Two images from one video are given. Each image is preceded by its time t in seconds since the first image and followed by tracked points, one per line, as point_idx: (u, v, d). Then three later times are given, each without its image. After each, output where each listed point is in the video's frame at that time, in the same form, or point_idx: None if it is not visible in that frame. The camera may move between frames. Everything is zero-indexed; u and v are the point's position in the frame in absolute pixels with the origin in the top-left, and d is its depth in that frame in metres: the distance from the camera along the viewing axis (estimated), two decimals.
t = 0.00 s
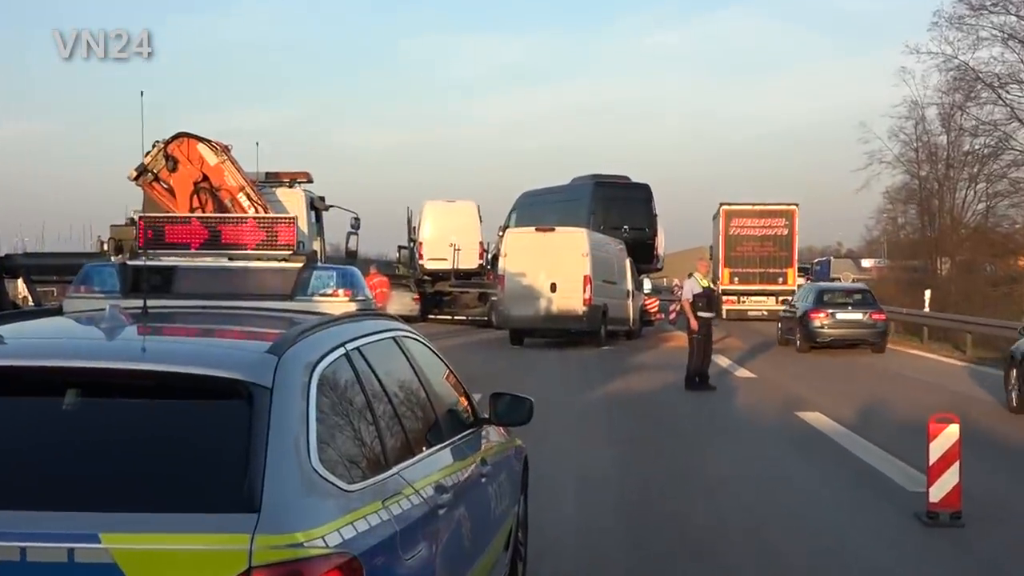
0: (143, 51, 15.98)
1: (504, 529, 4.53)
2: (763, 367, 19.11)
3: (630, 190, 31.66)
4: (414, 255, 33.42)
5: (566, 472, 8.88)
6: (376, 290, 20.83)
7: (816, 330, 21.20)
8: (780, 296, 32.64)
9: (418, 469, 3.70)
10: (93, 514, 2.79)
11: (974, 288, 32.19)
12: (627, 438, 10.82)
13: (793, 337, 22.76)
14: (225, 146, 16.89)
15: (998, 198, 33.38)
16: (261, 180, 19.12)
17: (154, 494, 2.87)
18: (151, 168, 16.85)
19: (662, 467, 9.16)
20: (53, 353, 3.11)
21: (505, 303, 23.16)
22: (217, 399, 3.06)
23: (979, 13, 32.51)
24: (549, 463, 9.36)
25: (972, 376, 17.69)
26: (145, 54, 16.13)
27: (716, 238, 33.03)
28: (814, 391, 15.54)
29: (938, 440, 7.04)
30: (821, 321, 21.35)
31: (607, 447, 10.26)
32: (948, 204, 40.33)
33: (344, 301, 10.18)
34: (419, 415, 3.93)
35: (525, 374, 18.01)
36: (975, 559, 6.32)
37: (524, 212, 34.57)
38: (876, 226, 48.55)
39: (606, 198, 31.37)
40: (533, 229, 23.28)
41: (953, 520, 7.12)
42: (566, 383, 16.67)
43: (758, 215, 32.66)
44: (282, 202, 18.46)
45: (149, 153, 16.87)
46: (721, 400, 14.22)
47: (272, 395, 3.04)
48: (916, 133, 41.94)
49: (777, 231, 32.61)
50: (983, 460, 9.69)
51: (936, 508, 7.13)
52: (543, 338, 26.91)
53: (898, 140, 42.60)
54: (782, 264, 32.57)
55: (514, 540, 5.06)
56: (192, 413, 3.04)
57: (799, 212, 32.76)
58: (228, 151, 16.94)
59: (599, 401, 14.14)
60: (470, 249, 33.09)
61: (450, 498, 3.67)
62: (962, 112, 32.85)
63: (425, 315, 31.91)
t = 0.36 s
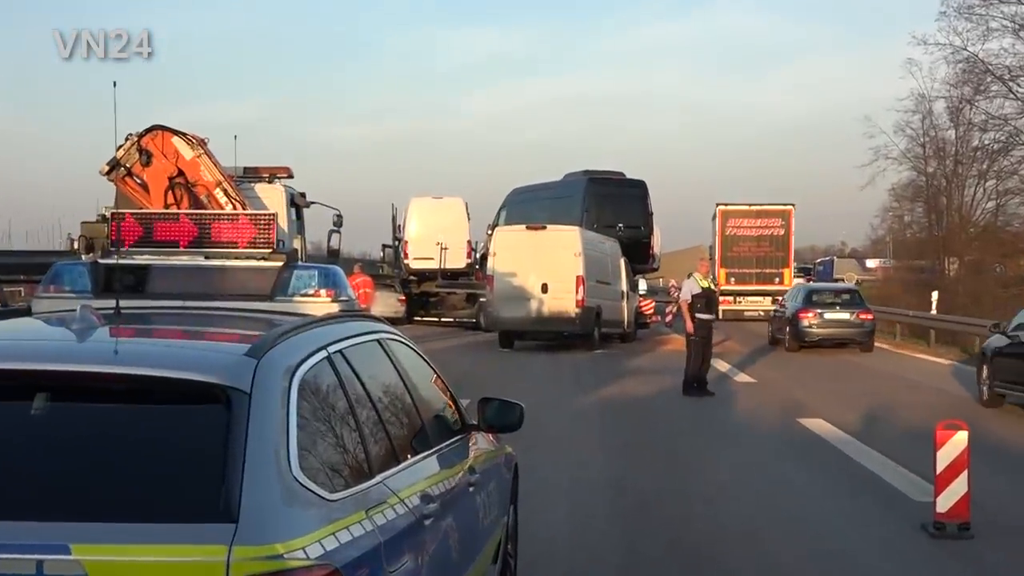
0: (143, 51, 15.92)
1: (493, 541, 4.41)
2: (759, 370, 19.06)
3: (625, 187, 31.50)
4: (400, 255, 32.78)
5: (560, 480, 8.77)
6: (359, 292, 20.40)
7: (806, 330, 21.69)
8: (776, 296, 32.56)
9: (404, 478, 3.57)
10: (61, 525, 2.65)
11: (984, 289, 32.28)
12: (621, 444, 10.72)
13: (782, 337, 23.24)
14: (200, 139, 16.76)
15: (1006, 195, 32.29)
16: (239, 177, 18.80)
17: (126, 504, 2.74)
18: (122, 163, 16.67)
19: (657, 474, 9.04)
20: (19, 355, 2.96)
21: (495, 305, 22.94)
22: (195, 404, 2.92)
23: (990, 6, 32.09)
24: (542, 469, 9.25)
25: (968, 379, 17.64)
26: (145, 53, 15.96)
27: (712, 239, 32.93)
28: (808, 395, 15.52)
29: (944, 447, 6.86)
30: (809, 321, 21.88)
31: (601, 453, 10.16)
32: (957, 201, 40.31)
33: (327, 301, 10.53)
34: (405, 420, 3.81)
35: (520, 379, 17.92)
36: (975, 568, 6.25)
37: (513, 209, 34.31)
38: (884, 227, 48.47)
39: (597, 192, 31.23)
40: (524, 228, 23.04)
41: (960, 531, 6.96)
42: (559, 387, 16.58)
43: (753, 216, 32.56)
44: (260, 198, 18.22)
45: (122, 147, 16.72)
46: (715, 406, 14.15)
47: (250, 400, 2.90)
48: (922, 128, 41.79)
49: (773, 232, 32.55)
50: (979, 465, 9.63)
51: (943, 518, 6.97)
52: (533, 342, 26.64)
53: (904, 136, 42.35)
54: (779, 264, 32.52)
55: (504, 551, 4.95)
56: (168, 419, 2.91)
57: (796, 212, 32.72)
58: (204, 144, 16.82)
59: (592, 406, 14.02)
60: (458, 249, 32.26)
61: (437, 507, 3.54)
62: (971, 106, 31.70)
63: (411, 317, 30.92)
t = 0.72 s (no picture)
0: (143, 51, 15.82)
1: (483, 552, 4.28)
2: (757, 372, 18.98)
3: (619, 183, 31.28)
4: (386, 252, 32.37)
5: (555, 487, 8.66)
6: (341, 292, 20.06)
7: (797, 328, 22.24)
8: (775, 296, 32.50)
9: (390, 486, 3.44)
10: (29, 536, 2.52)
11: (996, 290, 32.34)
12: (617, 450, 10.62)
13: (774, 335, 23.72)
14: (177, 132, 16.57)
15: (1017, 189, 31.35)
16: (217, 171, 18.39)
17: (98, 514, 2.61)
18: (95, 156, 16.42)
19: (653, 481, 8.93)
20: None
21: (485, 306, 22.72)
22: (170, 409, 2.79)
23: None
24: (536, 477, 9.15)
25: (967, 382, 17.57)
26: (147, 54, 15.77)
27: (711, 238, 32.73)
28: (806, 399, 15.48)
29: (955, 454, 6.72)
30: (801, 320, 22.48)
31: (597, 459, 10.05)
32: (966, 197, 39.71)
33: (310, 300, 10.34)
34: (391, 427, 3.68)
35: (516, 382, 17.82)
36: None
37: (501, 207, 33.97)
38: (891, 223, 48.39)
39: (591, 187, 31.02)
40: (517, 227, 22.84)
41: (972, 542, 6.83)
42: (555, 391, 16.47)
43: (751, 215, 32.37)
44: (238, 193, 17.72)
45: (94, 141, 16.48)
46: (711, 411, 14.06)
47: (229, 404, 2.77)
48: (932, 122, 41.20)
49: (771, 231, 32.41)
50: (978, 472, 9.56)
51: (953, 529, 6.84)
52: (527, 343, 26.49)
53: (912, 130, 41.88)
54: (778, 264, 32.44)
55: (495, 561, 4.82)
56: (142, 425, 2.78)
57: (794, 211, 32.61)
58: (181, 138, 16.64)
59: (587, 411, 13.92)
60: (446, 247, 32.02)
61: (425, 517, 3.41)
62: (981, 99, 30.49)
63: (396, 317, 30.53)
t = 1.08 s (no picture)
0: (143, 51, 15.56)
1: (471, 562, 4.17)
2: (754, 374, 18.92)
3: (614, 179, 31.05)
4: (371, 251, 32.12)
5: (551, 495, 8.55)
6: (323, 293, 19.92)
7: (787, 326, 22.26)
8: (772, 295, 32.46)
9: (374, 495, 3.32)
10: None
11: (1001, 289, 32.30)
12: (613, 455, 10.51)
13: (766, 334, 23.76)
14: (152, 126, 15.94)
15: None
16: (190, 166, 17.68)
17: (66, 528, 2.48)
18: (64, 151, 15.71)
19: (650, 488, 8.81)
20: None
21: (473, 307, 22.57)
22: (143, 415, 2.67)
23: None
24: (530, 484, 9.01)
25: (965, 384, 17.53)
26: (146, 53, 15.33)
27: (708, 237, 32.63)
28: (804, 402, 15.41)
29: (965, 462, 6.61)
30: (791, 318, 22.57)
31: (592, 465, 9.94)
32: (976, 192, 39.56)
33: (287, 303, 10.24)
34: (375, 434, 3.56)
35: (511, 386, 17.72)
36: None
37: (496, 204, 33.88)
38: (897, 220, 48.26)
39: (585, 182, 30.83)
40: (505, 223, 22.70)
41: (982, 553, 6.72)
42: (549, 394, 16.37)
43: (749, 214, 32.24)
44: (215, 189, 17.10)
45: (64, 134, 15.81)
46: (707, 415, 13.99)
47: (205, 410, 2.65)
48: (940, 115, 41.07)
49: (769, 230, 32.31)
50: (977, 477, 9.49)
51: (963, 539, 6.73)
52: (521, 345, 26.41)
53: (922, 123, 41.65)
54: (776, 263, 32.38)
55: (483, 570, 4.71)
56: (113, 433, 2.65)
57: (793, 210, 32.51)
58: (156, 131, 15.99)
59: (579, 416, 13.79)
60: (432, 246, 31.71)
61: (410, 528, 3.30)
62: (993, 89, 30.26)
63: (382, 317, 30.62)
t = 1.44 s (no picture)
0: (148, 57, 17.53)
1: (460, 568, 4.06)
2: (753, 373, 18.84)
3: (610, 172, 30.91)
4: (355, 247, 31.90)
5: (546, 498, 8.46)
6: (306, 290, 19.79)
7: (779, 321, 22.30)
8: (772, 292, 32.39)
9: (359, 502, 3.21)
10: None
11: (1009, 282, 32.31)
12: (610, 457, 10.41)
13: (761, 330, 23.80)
14: (126, 116, 15.45)
15: None
16: (166, 157, 17.28)
17: (32, 542, 2.36)
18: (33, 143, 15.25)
19: (648, 492, 8.72)
20: None
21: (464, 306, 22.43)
22: (117, 418, 2.54)
23: None
24: (524, 489, 8.91)
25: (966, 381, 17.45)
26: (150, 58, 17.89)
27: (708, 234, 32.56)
28: (804, 402, 15.32)
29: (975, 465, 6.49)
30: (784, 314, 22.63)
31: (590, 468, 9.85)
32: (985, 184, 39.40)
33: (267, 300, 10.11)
34: (361, 437, 3.44)
35: (508, 386, 17.64)
36: None
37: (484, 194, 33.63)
38: (905, 215, 48.06)
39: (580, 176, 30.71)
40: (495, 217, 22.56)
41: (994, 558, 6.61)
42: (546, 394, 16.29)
43: (748, 211, 32.13)
44: (191, 181, 16.92)
45: (34, 126, 15.34)
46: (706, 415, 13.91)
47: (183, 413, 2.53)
48: (951, 105, 40.87)
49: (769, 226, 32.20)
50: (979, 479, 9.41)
51: (973, 546, 6.62)
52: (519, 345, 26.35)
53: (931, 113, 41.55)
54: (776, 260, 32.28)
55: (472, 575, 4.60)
56: (86, 439, 2.53)
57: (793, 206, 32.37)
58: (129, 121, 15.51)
59: (574, 418, 13.68)
60: (419, 241, 31.48)
61: (397, 535, 3.19)
62: (1005, 76, 30.07)
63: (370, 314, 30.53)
